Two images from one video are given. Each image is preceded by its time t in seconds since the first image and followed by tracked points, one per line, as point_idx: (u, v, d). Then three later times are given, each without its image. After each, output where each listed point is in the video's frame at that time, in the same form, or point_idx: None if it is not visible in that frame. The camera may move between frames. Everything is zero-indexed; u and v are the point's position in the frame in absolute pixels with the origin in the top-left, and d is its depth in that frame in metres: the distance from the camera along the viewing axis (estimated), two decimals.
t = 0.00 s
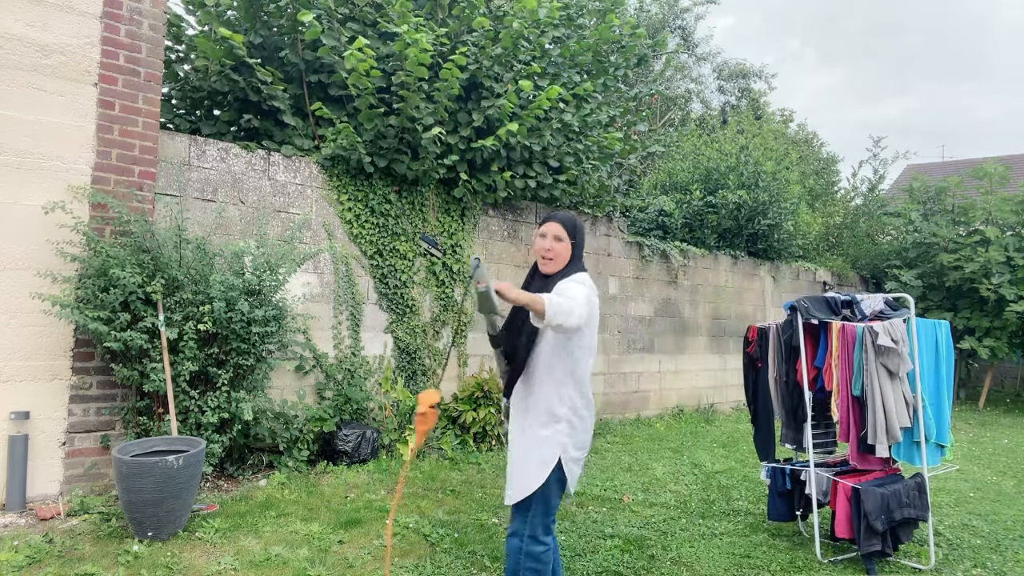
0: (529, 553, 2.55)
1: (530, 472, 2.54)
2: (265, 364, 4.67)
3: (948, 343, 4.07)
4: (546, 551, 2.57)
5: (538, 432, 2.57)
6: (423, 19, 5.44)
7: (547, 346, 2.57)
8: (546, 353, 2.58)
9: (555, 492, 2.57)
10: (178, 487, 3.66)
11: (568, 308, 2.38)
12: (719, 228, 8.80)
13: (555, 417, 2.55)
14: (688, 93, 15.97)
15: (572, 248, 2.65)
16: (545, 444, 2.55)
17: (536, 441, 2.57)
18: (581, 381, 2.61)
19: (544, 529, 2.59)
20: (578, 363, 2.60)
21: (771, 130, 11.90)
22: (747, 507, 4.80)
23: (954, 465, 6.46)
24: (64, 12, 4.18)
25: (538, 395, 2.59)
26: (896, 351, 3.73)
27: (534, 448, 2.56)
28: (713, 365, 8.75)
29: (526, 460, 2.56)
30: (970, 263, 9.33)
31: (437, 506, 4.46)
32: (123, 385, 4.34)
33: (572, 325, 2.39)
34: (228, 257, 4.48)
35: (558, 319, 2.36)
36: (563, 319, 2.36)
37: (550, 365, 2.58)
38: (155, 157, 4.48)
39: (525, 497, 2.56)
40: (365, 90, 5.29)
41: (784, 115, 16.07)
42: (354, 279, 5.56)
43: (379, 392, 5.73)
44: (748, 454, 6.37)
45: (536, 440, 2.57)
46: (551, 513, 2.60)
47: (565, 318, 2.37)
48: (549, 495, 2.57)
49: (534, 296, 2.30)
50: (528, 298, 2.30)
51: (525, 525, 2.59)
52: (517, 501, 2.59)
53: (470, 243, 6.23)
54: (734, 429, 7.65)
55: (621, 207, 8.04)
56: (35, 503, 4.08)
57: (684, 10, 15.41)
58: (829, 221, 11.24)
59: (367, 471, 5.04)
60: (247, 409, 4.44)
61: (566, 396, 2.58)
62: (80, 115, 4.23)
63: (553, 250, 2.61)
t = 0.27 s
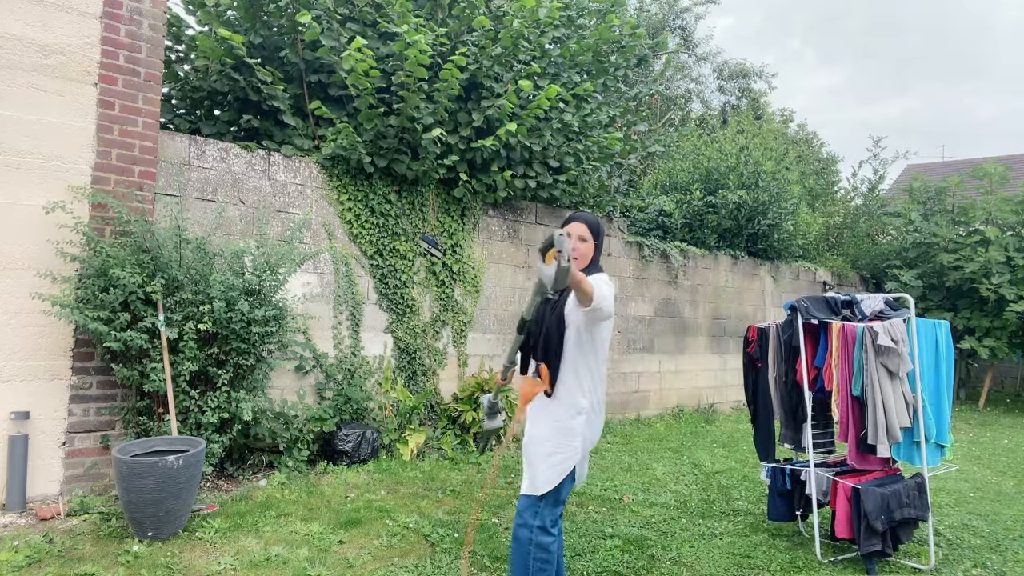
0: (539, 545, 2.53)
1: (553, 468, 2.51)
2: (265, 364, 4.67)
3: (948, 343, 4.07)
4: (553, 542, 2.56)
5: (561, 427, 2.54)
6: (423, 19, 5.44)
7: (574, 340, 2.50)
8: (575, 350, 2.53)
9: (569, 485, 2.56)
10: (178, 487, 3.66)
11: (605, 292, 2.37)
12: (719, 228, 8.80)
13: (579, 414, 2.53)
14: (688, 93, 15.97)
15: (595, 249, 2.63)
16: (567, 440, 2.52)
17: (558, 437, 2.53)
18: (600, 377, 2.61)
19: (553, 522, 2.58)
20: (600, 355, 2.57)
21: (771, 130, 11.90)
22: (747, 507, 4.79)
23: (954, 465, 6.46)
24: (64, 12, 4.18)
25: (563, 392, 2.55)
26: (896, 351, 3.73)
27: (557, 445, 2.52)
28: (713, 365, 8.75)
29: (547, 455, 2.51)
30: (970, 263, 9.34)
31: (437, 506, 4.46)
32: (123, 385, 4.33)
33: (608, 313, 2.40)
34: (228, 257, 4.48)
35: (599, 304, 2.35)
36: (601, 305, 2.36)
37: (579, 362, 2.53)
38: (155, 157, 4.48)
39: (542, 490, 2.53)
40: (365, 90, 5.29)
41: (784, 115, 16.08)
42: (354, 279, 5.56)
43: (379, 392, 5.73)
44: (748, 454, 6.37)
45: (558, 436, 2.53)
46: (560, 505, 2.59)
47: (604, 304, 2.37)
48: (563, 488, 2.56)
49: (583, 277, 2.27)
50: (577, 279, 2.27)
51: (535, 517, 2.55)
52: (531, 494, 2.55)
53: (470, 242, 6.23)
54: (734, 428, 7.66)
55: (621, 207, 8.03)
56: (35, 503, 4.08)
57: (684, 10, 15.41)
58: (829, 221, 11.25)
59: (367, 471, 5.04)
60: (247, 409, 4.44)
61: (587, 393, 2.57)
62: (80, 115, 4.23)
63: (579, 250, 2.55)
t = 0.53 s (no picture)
0: (584, 546, 2.62)
1: (584, 466, 2.63)
2: (265, 364, 4.67)
3: (948, 344, 4.07)
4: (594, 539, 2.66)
5: (585, 424, 2.67)
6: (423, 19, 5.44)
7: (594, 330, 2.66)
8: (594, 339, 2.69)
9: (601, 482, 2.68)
10: (178, 487, 3.66)
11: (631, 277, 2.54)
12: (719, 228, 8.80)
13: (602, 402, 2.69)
14: (688, 93, 15.96)
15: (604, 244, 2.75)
16: (595, 438, 2.67)
17: (585, 434, 2.66)
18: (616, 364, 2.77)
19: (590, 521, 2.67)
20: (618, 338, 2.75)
21: (771, 130, 11.90)
22: (747, 507, 4.80)
23: (954, 465, 6.46)
24: (64, 12, 4.18)
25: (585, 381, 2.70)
26: (896, 351, 3.73)
27: (583, 446, 2.65)
28: (712, 365, 8.75)
29: (578, 456, 2.64)
30: (970, 263, 9.33)
31: (437, 506, 4.46)
32: (123, 385, 4.34)
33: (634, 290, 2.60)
34: (228, 257, 4.48)
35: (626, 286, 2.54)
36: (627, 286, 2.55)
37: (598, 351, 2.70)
38: (155, 157, 4.49)
39: (575, 491, 2.63)
40: (365, 90, 5.29)
41: (784, 114, 16.07)
42: (354, 279, 5.56)
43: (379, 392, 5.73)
44: (749, 454, 6.37)
45: (582, 436, 2.66)
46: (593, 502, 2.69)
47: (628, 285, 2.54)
48: (595, 487, 2.66)
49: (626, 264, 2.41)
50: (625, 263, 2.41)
51: (574, 521, 2.64)
52: (566, 497, 2.64)
53: (470, 242, 6.23)
54: (734, 429, 7.65)
55: (621, 207, 8.04)
56: (35, 503, 4.08)
57: (684, 10, 15.40)
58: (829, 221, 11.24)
59: (367, 471, 5.04)
60: (247, 409, 4.44)
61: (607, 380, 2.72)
62: (81, 115, 4.23)
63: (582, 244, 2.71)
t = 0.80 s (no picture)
0: (604, 552, 2.65)
1: (611, 470, 2.66)
2: (265, 364, 4.67)
3: (948, 343, 4.07)
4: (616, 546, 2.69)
5: (611, 429, 2.68)
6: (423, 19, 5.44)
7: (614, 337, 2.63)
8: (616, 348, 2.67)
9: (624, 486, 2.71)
10: (178, 487, 3.66)
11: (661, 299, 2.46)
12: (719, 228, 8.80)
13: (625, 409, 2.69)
14: (688, 93, 15.97)
15: (605, 243, 2.77)
16: (618, 444, 2.68)
17: (608, 440, 2.67)
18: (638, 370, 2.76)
19: (613, 526, 2.70)
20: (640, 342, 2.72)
21: (771, 130, 11.90)
22: (747, 507, 4.80)
23: (954, 465, 6.46)
24: (64, 12, 4.18)
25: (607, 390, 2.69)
26: (896, 351, 3.73)
27: (610, 450, 2.66)
28: (712, 365, 8.75)
29: (602, 463, 2.66)
30: (970, 263, 9.33)
31: (437, 506, 4.46)
32: (123, 385, 4.34)
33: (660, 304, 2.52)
34: (228, 257, 4.48)
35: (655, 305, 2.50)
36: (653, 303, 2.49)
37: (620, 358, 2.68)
38: (155, 157, 4.49)
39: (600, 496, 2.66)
40: (365, 90, 5.29)
41: (784, 115, 16.07)
42: (354, 279, 5.56)
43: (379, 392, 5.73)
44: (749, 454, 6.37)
45: (608, 441, 2.67)
46: (618, 508, 2.71)
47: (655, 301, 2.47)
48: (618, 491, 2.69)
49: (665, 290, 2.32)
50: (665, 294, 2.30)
51: (598, 527, 2.66)
52: (590, 500, 2.68)
53: (470, 242, 6.23)
54: (734, 429, 7.65)
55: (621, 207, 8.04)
56: (35, 503, 4.08)
57: (684, 10, 15.41)
58: (829, 221, 11.25)
59: (367, 471, 5.04)
60: (247, 409, 4.44)
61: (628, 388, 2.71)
62: (81, 115, 4.23)
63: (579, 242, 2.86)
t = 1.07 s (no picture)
0: (610, 554, 2.66)
1: (620, 476, 2.65)
2: (265, 364, 4.66)
3: (948, 343, 4.07)
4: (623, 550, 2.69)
5: (622, 435, 2.69)
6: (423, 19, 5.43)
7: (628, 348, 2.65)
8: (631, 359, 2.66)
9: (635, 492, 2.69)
10: (178, 487, 3.66)
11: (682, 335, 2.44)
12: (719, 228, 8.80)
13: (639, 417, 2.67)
14: (688, 93, 15.97)
15: (603, 247, 2.79)
16: (631, 452, 2.67)
17: (620, 447, 2.68)
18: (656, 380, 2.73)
19: (621, 530, 2.70)
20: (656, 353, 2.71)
21: (771, 130, 11.90)
22: (747, 507, 4.80)
23: (954, 465, 6.46)
24: (64, 12, 4.18)
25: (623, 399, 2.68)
26: (896, 351, 3.72)
27: (618, 457, 2.67)
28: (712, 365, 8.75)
29: (612, 468, 2.66)
30: (970, 263, 9.33)
31: (437, 506, 4.46)
32: (123, 385, 4.34)
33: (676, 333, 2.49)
34: (228, 257, 4.49)
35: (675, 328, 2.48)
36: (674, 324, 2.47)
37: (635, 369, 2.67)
38: (155, 157, 4.49)
39: (612, 501, 2.66)
40: (365, 90, 5.29)
41: (784, 114, 16.07)
42: (353, 279, 5.55)
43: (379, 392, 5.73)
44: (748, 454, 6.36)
45: (619, 448, 2.68)
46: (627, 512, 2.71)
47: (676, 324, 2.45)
48: (629, 496, 2.68)
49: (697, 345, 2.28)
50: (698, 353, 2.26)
51: (605, 528, 2.68)
52: (600, 506, 2.68)
53: (470, 243, 6.23)
54: (735, 429, 7.65)
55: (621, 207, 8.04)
56: (35, 503, 4.08)
57: (684, 10, 15.41)
58: (829, 221, 11.24)
59: (367, 471, 5.04)
60: (247, 409, 4.44)
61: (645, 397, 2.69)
62: (81, 115, 4.23)
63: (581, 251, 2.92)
